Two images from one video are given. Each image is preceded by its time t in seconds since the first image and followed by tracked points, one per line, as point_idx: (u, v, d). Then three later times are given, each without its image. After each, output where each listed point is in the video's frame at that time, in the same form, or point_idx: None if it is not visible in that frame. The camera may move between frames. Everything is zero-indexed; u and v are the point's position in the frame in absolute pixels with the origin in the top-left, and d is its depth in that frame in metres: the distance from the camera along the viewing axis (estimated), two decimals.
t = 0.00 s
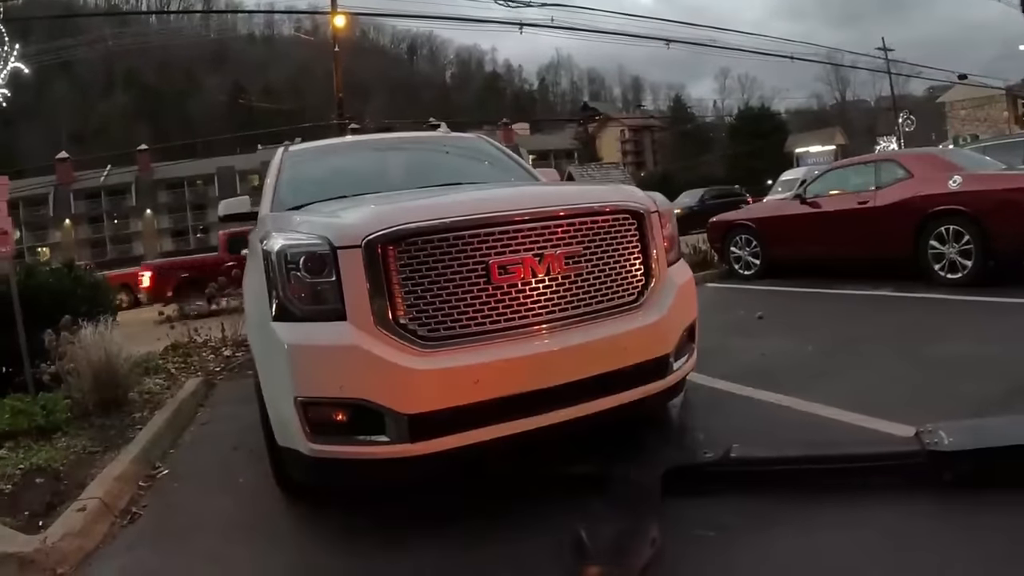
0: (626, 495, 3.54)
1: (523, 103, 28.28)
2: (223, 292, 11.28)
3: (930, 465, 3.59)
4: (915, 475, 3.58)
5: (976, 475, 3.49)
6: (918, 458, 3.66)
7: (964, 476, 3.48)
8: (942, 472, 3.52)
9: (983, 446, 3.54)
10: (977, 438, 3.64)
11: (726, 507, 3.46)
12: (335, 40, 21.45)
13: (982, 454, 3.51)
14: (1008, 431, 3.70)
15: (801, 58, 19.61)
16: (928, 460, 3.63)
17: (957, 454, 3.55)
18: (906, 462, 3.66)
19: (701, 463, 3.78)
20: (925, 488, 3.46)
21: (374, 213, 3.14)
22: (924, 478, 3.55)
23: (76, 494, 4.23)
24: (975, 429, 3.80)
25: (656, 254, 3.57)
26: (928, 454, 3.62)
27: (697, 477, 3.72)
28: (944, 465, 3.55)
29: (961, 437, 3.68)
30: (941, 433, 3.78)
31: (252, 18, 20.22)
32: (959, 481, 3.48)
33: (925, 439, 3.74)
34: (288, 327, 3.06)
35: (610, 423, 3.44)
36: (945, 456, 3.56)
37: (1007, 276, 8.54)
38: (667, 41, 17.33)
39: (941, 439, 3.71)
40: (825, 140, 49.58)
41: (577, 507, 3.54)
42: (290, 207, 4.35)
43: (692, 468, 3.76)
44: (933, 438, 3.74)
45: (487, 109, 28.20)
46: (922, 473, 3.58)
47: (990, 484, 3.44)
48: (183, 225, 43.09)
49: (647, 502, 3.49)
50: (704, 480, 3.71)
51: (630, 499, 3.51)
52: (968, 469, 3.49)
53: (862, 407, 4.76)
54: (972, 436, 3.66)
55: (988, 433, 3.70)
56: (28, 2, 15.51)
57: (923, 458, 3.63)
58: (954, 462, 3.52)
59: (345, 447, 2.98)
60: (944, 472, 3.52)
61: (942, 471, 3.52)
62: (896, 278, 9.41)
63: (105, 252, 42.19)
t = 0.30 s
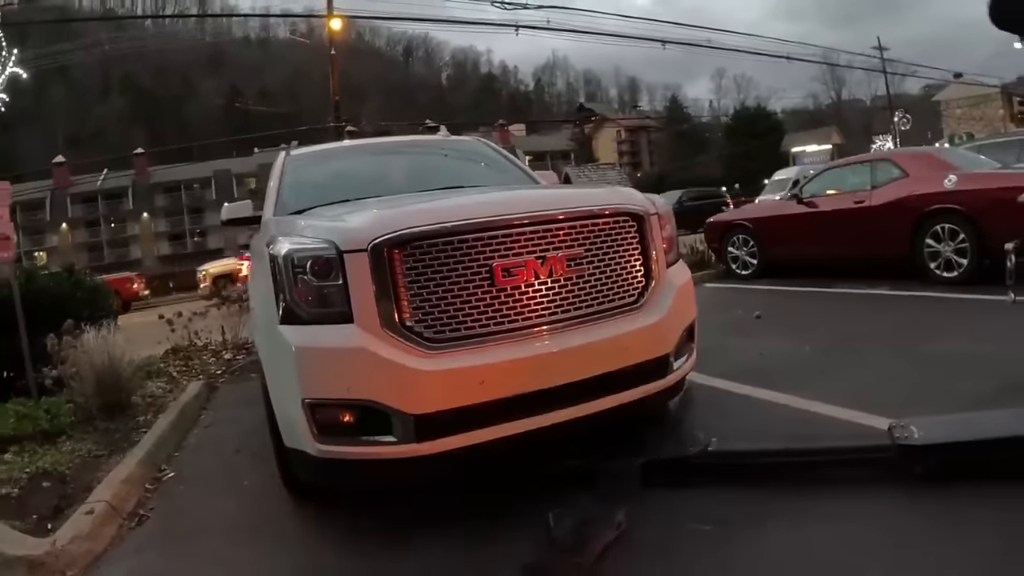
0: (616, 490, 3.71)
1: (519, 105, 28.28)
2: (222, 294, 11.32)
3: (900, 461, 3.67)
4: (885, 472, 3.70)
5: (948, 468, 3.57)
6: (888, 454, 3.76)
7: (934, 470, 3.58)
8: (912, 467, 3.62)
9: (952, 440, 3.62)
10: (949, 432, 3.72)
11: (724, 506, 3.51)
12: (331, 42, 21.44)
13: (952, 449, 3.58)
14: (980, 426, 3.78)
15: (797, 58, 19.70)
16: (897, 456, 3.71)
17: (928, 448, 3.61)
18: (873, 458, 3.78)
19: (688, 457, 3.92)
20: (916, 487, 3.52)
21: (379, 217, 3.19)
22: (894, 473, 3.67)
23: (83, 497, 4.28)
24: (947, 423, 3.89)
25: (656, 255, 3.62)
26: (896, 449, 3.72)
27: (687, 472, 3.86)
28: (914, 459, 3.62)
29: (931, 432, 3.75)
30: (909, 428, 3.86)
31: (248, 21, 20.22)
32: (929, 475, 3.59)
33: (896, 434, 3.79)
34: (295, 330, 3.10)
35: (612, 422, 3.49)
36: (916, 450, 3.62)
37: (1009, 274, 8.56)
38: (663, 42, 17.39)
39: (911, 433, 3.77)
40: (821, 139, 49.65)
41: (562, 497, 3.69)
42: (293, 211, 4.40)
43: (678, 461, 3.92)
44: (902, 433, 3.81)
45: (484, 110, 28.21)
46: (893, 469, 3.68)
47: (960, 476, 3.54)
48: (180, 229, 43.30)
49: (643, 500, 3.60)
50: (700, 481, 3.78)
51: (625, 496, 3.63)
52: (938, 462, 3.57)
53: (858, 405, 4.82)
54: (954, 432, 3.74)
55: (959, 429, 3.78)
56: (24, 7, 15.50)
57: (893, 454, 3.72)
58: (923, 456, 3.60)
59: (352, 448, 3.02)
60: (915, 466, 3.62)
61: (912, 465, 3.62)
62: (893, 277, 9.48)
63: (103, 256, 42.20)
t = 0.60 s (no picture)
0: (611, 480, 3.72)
1: (522, 103, 28.29)
2: (224, 291, 11.29)
3: (895, 457, 3.68)
4: (880, 466, 3.69)
5: (942, 466, 3.59)
6: (884, 450, 3.76)
7: (929, 466, 3.59)
8: (907, 463, 3.63)
9: (947, 437, 3.65)
10: (944, 431, 3.75)
11: (729, 502, 3.48)
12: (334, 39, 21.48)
13: (944, 448, 3.60)
14: (978, 424, 3.79)
15: (800, 58, 19.74)
16: (894, 452, 3.71)
17: (922, 444, 3.64)
18: (871, 453, 3.76)
19: (688, 451, 3.91)
20: (920, 484, 3.49)
21: (387, 211, 3.16)
22: (888, 468, 3.66)
23: (85, 492, 4.25)
24: (944, 422, 3.91)
25: (665, 252, 3.60)
26: (895, 446, 3.71)
27: (690, 468, 3.85)
28: (909, 455, 3.64)
29: (927, 430, 3.79)
30: (907, 426, 3.89)
31: (250, 18, 20.22)
32: (924, 471, 3.59)
33: (892, 432, 3.84)
34: (302, 323, 3.07)
35: (619, 419, 3.47)
36: (912, 446, 3.65)
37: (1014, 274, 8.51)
38: (666, 40, 17.39)
39: (907, 431, 3.82)
40: (823, 140, 49.69)
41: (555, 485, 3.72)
42: (298, 206, 4.38)
43: (676, 454, 3.91)
44: (899, 431, 3.85)
45: (485, 109, 28.24)
46: (887, 464, 3.69)
47: (953, 474, 3.55)
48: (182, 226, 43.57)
49: (646, 498, 3.59)
50: (706, 478, 3.76)
51: (627, 493, 3.62)
52: (932, 459, 3.59)
53: (863, 402, 4.80)
54: (957, 429, 3.73)
55: (955, 427, 3.80)
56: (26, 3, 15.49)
57: (890, 449, 3.72)
58: (918, 452, 3.63)
59: (360, 442, 3.00)
60: (909, 462, 3.63)
61: (907, 461, 3.63)
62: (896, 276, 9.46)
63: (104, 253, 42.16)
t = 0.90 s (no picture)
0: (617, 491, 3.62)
1: (521, 111, 28.32)
2: (224, 297, 11.24)
3: (902, 471, 3.60)
4: (887, 480, 3.62)
5: (951, 480, 3.51)
6: (889, 463, 3.67)
7: (936, 480, 3.51)
8: (915, 477, 3.55)
9: (955, 451, 3.57)
10: (952, 444, 3.67)
11: (736, 518, 3.41)
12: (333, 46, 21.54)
13: (952, 462, 3.53)
14: (987, 437, 3.71)
15: (799, 67, 19.81)
16: (901, 465, 3.63)
17: (930, 458, 3.56)
18: (877, 466, 3.68)
19: (693, 464, 3.82)
20: (931, 500, 3.41)
21: (394, 222, 3.12)
22: (896, 482, 3.58)
23: (83, 504, 4.19)
24: (952, 435, 3.83)
25: (674, 263, 3.56)
26: (901, 459, 3.62)
27: (695, 482, 3.77)
28: (915, 469, 3.56)
29: (934, 443, 3.71)
30: (914, 439, 3.82)
31: (250, 25, 20.26)
32: (932, 486, 3.52)
33: (899, 445, 3.75)
34: (306, 336, 3.02)
35: (626, 434, 3.42)
36: (919, 460, 3.57)
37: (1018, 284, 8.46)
38: (665, 49, 17.44)
39: (914, 444, 3.74)
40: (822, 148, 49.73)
41: (560, 499, 3.64)
42: (300, 215, 4.33)
43: (681, 467, 3.83)
44: (906, 444, 3.77)
45: (484, 117, 28.25)
46: (893, 478, 3.61)
47: (961, 488, 3.48)
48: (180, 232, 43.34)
49: (653, 512, 3.53)
50: (712, 493, 3.68)
51: (634, 507, 3.56)
52: (940, 473, 3.52)
53: (870, 415, 4.72)
54: (965, 443, 3.65)
55: (963, 439, 3.72)
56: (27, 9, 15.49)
57: (897, 462, 3.64)
58: (926, 465, 3.55)
59: (365, 458, 2.95)
60: (916, 476, 3.55)
61: (914, 475, 3.55)
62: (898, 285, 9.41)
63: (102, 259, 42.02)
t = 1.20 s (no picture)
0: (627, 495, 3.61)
1: (521, 113, 28.27)
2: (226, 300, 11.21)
3: (911, 472, 3.56)
4: (897, 482, 3.58)
5: (961, 481, 3.48)
6: (898, 464, 3.64)
7: (946, 481, 3.48)
8: (924, 478, 3.51)
9: (966, 451, 3.54)
10: (962, 444, 3.64)
11: (747, 521, 3.38)
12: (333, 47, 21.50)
13: (962, 462, 3.49)
14: (997, 437, 3.68)
15: (800, 67, 19.81)
16: (910, 466, 3.59)
17: (940, 458, 3.54)
18: (885, 467, 3.65)
19: (702, 466, 3.79)
20: (942, 503, 3.37)
21: (403, 223, 3.09)
22: (906, 483, 3.55)
23: (87, 509, 4.15)
24: (962, 434, 3.80)
25: (683, 264, 3.54)
26: (910, 460, 3.59)
27: (705, 484, 3.74)
28: (925, 470, 3.53)
29: (944, 443, 3.68)
30: (923, 439, 3.78)
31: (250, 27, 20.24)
32: (942, 487, 3.48)
33: (909, 445, 3.72)
34: (314, 339, 2.99)
35: (637, 437, 3.39)
36: (928, 460, 3.54)
37: None
38: (667, 49, 17.44)
39: (924, 443, 3.70)
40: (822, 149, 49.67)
41: (567, 503, 3.63)
42: (305, 217, 4.30)
43: (690, 470, 3.80)
44: (916, 444, 3.73)
45: (484, 119, 28.19)
46: (903, 480, 3.57)
47: (971, 489, 3.45)
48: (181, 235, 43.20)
49: (663, 515, 3.50)
50: (722, 496, 3.65)
51: (644, 511, 3.52)
52: (949, 473, 3.49)
53: (878, 415, 4.68)
54: (973, 443, 3.61)
55: (973, 439, 3.69)
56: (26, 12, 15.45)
57: (906, 463, 3.61)
58: (935, 466, 3.51)
59: (374, 462, 2.91)
60: (926, 477, 3.52)
61: (924, 476, 3.52)
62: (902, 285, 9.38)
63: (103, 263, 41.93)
